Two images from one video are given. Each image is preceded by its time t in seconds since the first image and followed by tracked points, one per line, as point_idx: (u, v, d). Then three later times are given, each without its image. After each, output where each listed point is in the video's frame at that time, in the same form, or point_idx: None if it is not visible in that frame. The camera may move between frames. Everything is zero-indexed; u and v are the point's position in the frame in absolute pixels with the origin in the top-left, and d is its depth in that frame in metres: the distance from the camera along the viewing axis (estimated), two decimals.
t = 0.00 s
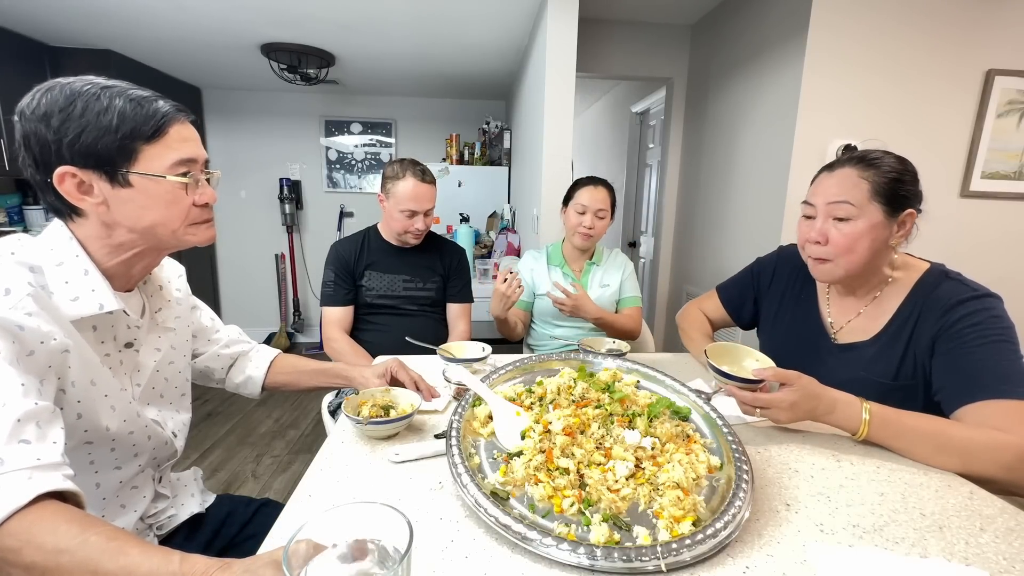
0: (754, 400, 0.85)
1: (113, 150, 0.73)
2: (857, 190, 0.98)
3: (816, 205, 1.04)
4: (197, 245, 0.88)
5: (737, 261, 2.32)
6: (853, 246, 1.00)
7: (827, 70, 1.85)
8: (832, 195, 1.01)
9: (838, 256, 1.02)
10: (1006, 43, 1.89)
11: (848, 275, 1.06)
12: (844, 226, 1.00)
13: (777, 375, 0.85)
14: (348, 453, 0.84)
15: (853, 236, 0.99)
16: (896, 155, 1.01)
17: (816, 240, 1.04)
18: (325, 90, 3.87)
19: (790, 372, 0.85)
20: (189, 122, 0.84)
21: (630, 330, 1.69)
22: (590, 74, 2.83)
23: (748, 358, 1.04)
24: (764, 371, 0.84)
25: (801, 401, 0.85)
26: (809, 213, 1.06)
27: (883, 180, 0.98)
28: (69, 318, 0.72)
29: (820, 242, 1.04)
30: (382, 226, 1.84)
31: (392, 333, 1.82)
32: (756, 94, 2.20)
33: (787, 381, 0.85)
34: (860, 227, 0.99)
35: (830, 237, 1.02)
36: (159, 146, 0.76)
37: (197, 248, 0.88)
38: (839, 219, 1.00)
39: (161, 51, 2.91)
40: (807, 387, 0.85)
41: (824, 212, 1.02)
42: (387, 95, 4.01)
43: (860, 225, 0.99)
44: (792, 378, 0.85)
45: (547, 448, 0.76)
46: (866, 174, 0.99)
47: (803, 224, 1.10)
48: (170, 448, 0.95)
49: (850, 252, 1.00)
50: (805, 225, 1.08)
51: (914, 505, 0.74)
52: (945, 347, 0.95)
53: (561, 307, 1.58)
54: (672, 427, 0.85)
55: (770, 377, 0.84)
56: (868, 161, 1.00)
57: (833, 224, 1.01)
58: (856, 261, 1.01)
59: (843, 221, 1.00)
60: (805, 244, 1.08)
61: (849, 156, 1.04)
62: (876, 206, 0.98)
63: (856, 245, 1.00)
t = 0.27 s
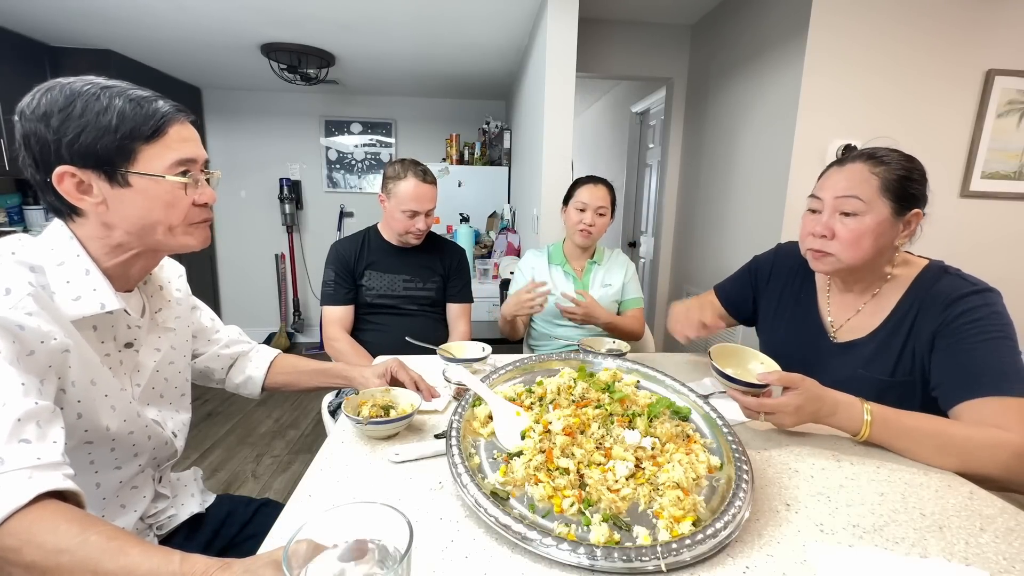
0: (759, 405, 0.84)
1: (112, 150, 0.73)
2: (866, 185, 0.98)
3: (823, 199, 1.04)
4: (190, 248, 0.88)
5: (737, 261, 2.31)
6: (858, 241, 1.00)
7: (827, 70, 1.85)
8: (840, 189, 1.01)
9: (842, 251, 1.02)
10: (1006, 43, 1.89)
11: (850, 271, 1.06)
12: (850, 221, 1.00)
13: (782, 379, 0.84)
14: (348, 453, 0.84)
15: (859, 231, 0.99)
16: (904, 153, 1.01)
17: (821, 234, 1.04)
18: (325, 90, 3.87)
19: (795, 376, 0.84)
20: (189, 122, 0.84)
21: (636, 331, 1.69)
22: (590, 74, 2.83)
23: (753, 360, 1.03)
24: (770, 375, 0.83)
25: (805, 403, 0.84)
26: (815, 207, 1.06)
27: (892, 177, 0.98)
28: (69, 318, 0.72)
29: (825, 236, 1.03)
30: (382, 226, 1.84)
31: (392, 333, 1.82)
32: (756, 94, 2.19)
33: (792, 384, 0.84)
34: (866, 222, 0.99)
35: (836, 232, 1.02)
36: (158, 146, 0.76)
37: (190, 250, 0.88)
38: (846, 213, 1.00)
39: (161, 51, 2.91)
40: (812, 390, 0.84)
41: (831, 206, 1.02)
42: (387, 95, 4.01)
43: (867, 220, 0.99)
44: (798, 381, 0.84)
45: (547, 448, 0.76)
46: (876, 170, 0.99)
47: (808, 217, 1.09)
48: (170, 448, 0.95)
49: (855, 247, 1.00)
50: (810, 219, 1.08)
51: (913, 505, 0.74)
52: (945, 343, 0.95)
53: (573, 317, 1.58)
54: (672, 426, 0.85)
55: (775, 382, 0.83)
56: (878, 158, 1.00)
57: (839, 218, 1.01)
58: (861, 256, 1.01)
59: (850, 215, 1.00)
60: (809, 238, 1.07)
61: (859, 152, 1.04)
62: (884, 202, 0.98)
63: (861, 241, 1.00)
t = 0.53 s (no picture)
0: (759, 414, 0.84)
1: (111, 151, 0.73)
2: (867, 178, 0.98)
3: (823, 191, 1.04)
4: (195, 246, 0.88)
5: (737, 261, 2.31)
6: (857, 234, 1.00)
7: (827, 71, 1.85)
8: (841, 181, 1.01)
9: (840, 243, 1.01)
10: (1005, 43, 1.89)
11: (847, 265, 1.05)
12: (850, 212, 1.00)
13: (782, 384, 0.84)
14: (347, 453, 0.84)
15: (858, 223, 0.99)
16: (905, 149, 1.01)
17: (820, 226, 1.04)
18: (325, 90, 3.87)
19: (796, 381, 0.84)
20: (189, 123, 0.84)
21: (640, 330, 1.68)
22: (590, 74, 2.83)
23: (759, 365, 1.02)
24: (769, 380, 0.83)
25: (806, 408, 0.84)
26: (816, 199, 1.05)
27: (893, 170, 0.98)
28: (69, 317, 0.72)
29: (824, 228, 1.03)
30: (382, 227, 1.84)
31: (392, 333, 1.82)
32: (756, 94, 2.19)
33: (792, 389, 0.84)
34: (866, 215, 0.98)
35: (835, 223, 1.01)
36: (157, 147, 0.76)
37: (195, 248, 0.88)
38: (845, 205, 1.00)
39: (161, 51, 2.91)
40: (813, 395, 0.84)
41: (832, 198, 1.02)
42: (387, 95, 4.01)
43: (866, 213, 0.98)
44: (799, 386, 0.83)
45: (547, 448, 0.76)
46: (877, 163, 0.99)
47: (806, 210, 1.09)
48: (170, 448, 0.95)
49: (853, 239, 1.00)
50: (809, 211, 1.08)
51: (913, 505, 0.74)
52: (943, 339, 0.96)
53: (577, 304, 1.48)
54: (672, 427, 0.85)
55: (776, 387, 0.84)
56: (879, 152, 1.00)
57: (839, 210, 1.01)
58: (858, 249, 1.01)
59: (850, 207, 0.99)
60: (808, 230, 1.07)
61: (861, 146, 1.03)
62: (885, 196, 0.98)
63: (860, 233, 0.99)
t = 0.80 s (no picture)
0: (759, 411, 0.83)
1: (109, 151, 0.72)
2: (859, 174, 0.99)
3: (816, 186, 1.04)
4: (192, 246, 0.87)
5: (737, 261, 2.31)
6: (849, 228, 0.99)
7: (827, 70, 1.85)
8: (835, 176, 1.01)
9: (832, 238, 1.01)
10: (1006, 43, 1.89)
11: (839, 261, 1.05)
12: (842, 207, 0.99)
13: (783, 379, 0.84)
14: (347, 453, 0.84)
15: (850, 218, 0.99)
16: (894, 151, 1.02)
17: (812, 220, 1.03)
18: (325, 90, 3.87)
19: (796, 377, 0.84)
20: (190, 124, 0.84)
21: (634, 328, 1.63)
22: (590, 74, 2.83)
23: (759, 363, 1.02)
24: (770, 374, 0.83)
25: (806, 407, 0.83)
26: (807, 195, 1.05)
27: (884, 169, 0.99)
28: (69, 317, 0.72)
29: (816, 222, 1.03)
30: (388, 228, 1.83)
31: (392, 333, 1.82)
32: (756, 94, 2.19)
33: (792, 384, 0.84)
34: (859, 209, 0.98)
35: (827, 218, 1.01)
36: (156, 148, 0.76)
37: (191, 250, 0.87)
38: (838, 199, 1.00)
39: (161, 51, 2.91)
40: (813, 392, 0.84)
41: (825, 192, 1.01)
42: (387, 95, 4.01)
43: (859, 208, 0.98)
44: (800, 382, 0.83)
45: (547, 448, 0.76)
46: (869, 161, 0.99)
47: (797, 206, 1.09)
48: (170, 448, 0.95)
49: (845, 234, 1.00)
50: (799, 207, 1.07)
51: (914, 505, 0.74)
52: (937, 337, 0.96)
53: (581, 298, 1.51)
54: (672, 427, 0.85)
55: (776, 381, 0.84)
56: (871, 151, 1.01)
57: (830, 205, 1.01)
58: (851, 244, 1.00)
59: (843, 201, 0.99)
60: (799, 225, 1.06)
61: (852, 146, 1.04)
62: (877, 191, 0.98)
63: (853, 227, 0.99)
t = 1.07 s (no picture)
0: (759, 410, 0.83)
1: (97, 151, 0.72)
2: (843, 179, 0.99)
3: (801, 194, 1.03)
4: (180, 250, 0.85)
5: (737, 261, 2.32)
6: (838, 234, 0.99)
7: (827, 71, 1.85)
8: (819, 182, 1.00)
9: (821, 244, 1.01)
10: (1006, 43, 1.89)
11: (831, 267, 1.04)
12: (829, 213, 0.99)
13: (782, 378, 0.84)
14: (347, 453, 0.84)
15: (838, 224, 0.99)
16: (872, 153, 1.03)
17: (800, 228, 1.03)
18: (325, 90, 3.87)
19: (796, 376, 0.84)
20: (187, 127, 0.83)
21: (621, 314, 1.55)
22: (590, 74, 2.83)
23: (760, 362, 1.02)
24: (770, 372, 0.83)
25: (806, 407, 0.83)
26: (792, 202, 1.05)
27: (868, 172, 0.99)
28: (61, 318, 0.72)
29: (804, 230, 1.02)
30: (388, 228, 1.84)
31: (392, 333, 1.82)
32: (756, 94, 2.19)
33: (792, 384, 0.84)
34: (846, 214, 0.98)
35: (815, 225, 1.01)
36: (144, 150, 0.74)
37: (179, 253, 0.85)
38: (825, 205, 0.99)
39: (161, 51, 2.91)
40: (813, 391, 0.84)
41: (810, 200, 1.01)
42: (387, 95, 4.01)
43: (846, 213, 0.98)
44: (799, 381, 0.83)
45: (547, 448, 0.76)
46: (852, 165, 0.99)
47: (783, 214, 1.09)
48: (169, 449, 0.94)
49: (835, 240, 0.99)
50: (785, 214, 1.07)
51: (914, 505, 0.74)
52: (929, 336, 0.96)
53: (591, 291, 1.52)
54: (672, 427, 0.85)
55: (777, 380, 0.84)
56: (852, 155, 1.01)
57: (817, 211, 1.01)
58: (841, 249, 1.00)
59: (830, 207, 0.99)
60: (787, 233, 1.06)
61: (830, 151, 1.05)
62: (862, 195, 0.98)
63: (841, 233, 0.99)
